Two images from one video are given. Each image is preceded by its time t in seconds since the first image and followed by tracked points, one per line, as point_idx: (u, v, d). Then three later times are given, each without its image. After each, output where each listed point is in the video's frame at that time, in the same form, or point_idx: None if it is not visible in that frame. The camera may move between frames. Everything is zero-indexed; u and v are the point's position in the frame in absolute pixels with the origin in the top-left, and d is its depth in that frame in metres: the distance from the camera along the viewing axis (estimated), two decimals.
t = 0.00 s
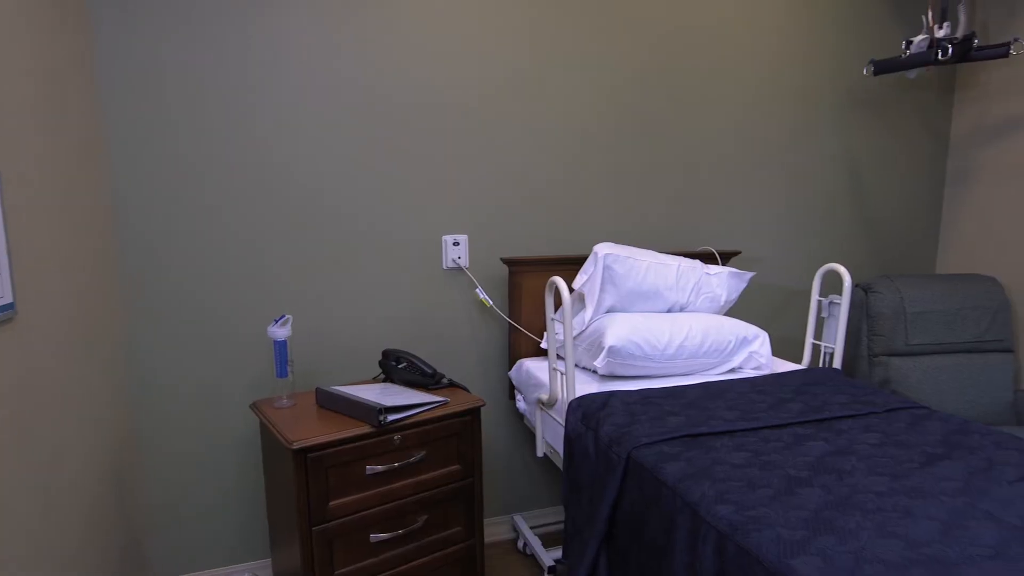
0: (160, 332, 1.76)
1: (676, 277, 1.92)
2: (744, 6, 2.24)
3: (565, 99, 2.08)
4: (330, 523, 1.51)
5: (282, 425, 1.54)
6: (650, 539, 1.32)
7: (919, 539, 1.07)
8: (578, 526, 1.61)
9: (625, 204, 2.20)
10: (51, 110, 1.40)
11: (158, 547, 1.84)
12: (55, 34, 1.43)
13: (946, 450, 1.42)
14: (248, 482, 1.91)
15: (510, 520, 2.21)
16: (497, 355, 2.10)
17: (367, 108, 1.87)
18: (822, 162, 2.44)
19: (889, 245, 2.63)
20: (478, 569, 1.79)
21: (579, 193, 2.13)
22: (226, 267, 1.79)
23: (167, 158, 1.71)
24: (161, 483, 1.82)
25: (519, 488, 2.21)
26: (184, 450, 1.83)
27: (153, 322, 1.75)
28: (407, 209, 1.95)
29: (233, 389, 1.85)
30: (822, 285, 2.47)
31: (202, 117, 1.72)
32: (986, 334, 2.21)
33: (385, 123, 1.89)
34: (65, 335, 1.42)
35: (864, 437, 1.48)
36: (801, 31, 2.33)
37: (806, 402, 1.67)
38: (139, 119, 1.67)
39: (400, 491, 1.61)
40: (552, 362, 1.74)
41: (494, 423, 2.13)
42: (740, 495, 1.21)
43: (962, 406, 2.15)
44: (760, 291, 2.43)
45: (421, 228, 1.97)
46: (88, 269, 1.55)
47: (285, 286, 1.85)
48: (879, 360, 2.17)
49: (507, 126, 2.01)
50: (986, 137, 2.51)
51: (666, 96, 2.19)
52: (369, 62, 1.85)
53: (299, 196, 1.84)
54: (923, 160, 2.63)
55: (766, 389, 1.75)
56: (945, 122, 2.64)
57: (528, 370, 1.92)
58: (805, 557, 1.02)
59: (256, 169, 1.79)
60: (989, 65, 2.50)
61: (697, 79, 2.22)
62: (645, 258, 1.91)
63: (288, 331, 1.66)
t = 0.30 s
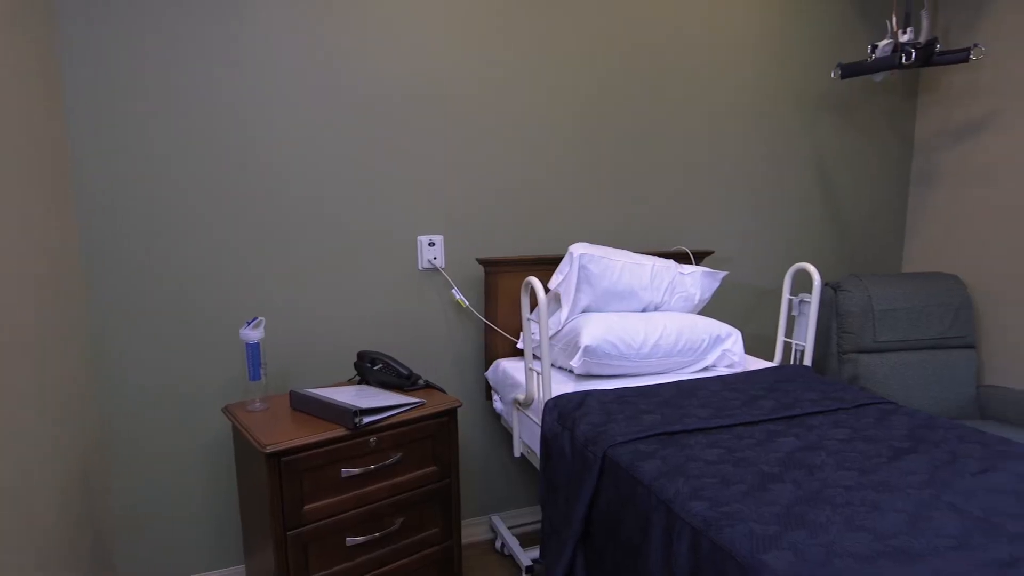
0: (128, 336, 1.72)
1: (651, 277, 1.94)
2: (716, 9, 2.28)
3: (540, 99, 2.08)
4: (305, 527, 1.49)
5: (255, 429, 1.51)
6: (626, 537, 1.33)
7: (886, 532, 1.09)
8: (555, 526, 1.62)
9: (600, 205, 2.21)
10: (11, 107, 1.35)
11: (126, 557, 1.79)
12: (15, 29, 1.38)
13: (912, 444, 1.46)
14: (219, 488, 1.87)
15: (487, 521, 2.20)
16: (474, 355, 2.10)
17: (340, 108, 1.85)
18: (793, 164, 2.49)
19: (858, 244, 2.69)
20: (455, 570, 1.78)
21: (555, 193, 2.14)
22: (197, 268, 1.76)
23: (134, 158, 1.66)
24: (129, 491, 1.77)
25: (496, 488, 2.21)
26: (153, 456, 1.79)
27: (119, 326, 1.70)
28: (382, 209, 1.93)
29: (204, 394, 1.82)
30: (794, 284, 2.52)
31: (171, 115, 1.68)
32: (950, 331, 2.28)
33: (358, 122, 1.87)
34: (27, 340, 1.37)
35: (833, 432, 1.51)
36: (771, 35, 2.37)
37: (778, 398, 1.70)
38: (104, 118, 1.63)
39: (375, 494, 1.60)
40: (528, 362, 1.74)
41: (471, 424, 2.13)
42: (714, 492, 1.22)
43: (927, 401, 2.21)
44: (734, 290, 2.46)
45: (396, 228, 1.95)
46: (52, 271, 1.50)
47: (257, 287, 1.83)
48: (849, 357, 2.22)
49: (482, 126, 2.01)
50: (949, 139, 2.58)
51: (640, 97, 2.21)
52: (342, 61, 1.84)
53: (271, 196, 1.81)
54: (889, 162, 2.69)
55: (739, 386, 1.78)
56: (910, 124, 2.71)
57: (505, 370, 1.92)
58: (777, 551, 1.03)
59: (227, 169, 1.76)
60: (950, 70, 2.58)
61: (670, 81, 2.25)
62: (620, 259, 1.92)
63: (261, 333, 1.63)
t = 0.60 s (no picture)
0: (96, 341, 1.67)
1: (628, 277, 1.96)
2: (690, 12, 2.30)
3: (518, 100, 2.08)
4: (282, 532, 1.47)
5: (230, 433, 1.49)
6: (605, 536, 1.33)
7: (857, 525, 1.12)
8: (535, 525, 1.62)
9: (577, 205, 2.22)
10: None
11: (96, 567, 1.75)
12: None
13: (882, 439, 1.49)
14: (193, 493, 1.84)
15: (467, 522, 2.20)
16: (452, 356, 2.09)
17: (315, 108, 1.83)
18: (767, 165, 2.53)
19: (830, 244, 2.74)
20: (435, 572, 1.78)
21: (532, 194, 2.14)
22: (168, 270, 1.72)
23: (102, 158, 1.62)
24: (99, 500, 1.73)
25: (476, 489, 2.20)
26: (124, 463, 1.74)
27: (89, 329, 1.66)
28: (359, 210, 1.91)
29: (177, 398, 1.78)
30: (768, 283, 2.56)
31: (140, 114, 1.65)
32: (919, 328, 2.34)
33: (335, 121, 1.85)
34: None
35: (807, 429, 1.54)
36: (744, 38, 2.41)
37: (754, 396, 1.72)
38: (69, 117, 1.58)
39: (353, 496, 1.58)
40: (506, 363, 1.74)
41: (450, 425, 2.12)
42: (691, 489, 1.23)
43: (898, 397, 2.26)
44: (710, 289, 2.49)
45: (373, 229, 1.94)
46: (16, 275, 1.46)
47: (231, 289, 1.80)
48: (822, 354, 2.26)
49: (460, 126, 2.00)
50: (917, 141, 2.64)
51: (617, 99, 2.23)
52: (317, 59, 1.82)
53: (246, 197, 1.78)
54: (860, 163, 2.75)
55: (716, 385, 1.80)
56: (879, 126, 2.77)
57: (484, 371, 1.92)
58: (752, 547, 1.05)
59: (199, 170, 1.72)
60: (916, 74, 2.64)
61: (647, 82, 2.27)
62: (598, 258, 1.93)
63: (235, 335, 1.61)
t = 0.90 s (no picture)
0: (58, 347, 1.62)
1: (603, 277, 1.97)
2: (662, 14, 2.32)
3: (492, 101, 2.07)
4: (254, 538, 1.44)
5: (200, 438, 1.46)
6: (581, 536, 1.34)
7: (826, 520, 1.14)
8: (511, 526, 1.62)
9: (552, 206, 2.22)
10: None
11: None
12: None
13: (850, 435, 1.53)
14: (162, 501, 1.79)
15: (444, 524, 2.19)
16: (427, 357, 2.08)
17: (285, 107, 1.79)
18: (738, 166, 2.57)
19: (800, 244, 2.79)
20: None
21: (507, 195, 2.14)
22: (134, 273, 1.67)
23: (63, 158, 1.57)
24: (61, 511, 1.67)
25: (453, 491, 2.20)
26: (88, 472, 1.69)
27: (51, 333, 1.61)
28: (331, 211, 1.88)
29: (144, 404, 1.73)
30: (740, 283, 2.59)
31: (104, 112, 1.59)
32: (885, 326, 2.40)
33: (306, 120, 1.82)
34: None
35: (777, 426, 1.56)
36: (716, 41, 2.44)
37: (726, 394, 1.74)
38: (27, 116, 1.52)
39: (328, 501, 1.56)
40: (482, 364, 1.74)
41: (426, 427, 2.11)
42: (665, 487, 1.25)
43: (865, 393, 2.31)
44: (684, 289, 2.52)
45: (347, 230, 1.91)
46: None
47: (200, 292, 1.75)
48: (792, 352, 2.30)
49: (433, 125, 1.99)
50: (882, 144, 2.71)
51: (591, 100, 2.24)
52: (287, 56, 1.78)
53: (215, 198, 1.74)
54: (828, 165, 2.81)
55: (689, 383, 1.82)
56: (846, 129, 2.83)
57: (459, 372, 1.91)
58: (725, 543, 1.06)
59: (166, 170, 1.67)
60: (881, 78, 2.70)
61: (622, 84, 2.28)
62: (573, 259, 1.94)
63: (205, 339, 1.58)
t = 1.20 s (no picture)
0: (13, 354, 1.55)
1: (575, 278, 1.98)
2: (632, 18, 2.35)
3: (464, 102, 2.07)
4: (223, 547, 1.41)
5: (166, 445, 1.42)
6: (554, 536, 1.34)
7: (793, 515, 1.16)
8: (485, 528, 1.61)
9: (524, 208, 2.22)
10: None
11: None
12: None
13: (816, 431, 1.56)
14: (124, 513, 1.73)
15: (418, 528, 2.17)
16: (400, 360, 2.07)
17: (254, 106, 1.76)
18: (707, 169, 2.61)
19: (768, 245, 2.85)
20: None
21: (479, 196, 2.13)
22: (95, 276, 1.61)
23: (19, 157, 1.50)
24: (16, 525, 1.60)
25: (426, 495, 2.18)
26: (45, 485, 1.62)
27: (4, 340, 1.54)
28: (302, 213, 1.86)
29: (105, 412, 1.68)
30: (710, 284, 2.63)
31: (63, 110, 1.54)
32: (850, 325, 2.46)
33: (271, 120, 1.79)
34: None
35: (746, 424, 1.59)
36: (684, 45, 2.48)
37: (696, 393, 1.77)
38: None
39: (299, 507, 1.54)
40: (454, 366, 1.73)
41: (399, 430, 2.10)
42: (637, 486, 1.26)
43: (831, 391, 2.36)
44: (655, 290, 2.55)
45: (317, 233, 1.88)
46: None
47: (165, 297, 1.71)
48: (761, 351, 2.34)
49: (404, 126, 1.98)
50: (846, 147, 2.78)
51: (562, 102, 2.25)
52: (255, 52, 1.75)
53: (180, 199, 1.69)
54: (794, 168, 2.87)
55: (660, 383, 1.84)
56: (811, 132, 2.90)
57: (432, 375, 1.90)
58: (695, 540, 1.07)
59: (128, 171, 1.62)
60: (844, 83, 2.78)
61: (613, 85, 2.34)
62: (545, 260, 1.95)
63: (171, 343, 1.54)
